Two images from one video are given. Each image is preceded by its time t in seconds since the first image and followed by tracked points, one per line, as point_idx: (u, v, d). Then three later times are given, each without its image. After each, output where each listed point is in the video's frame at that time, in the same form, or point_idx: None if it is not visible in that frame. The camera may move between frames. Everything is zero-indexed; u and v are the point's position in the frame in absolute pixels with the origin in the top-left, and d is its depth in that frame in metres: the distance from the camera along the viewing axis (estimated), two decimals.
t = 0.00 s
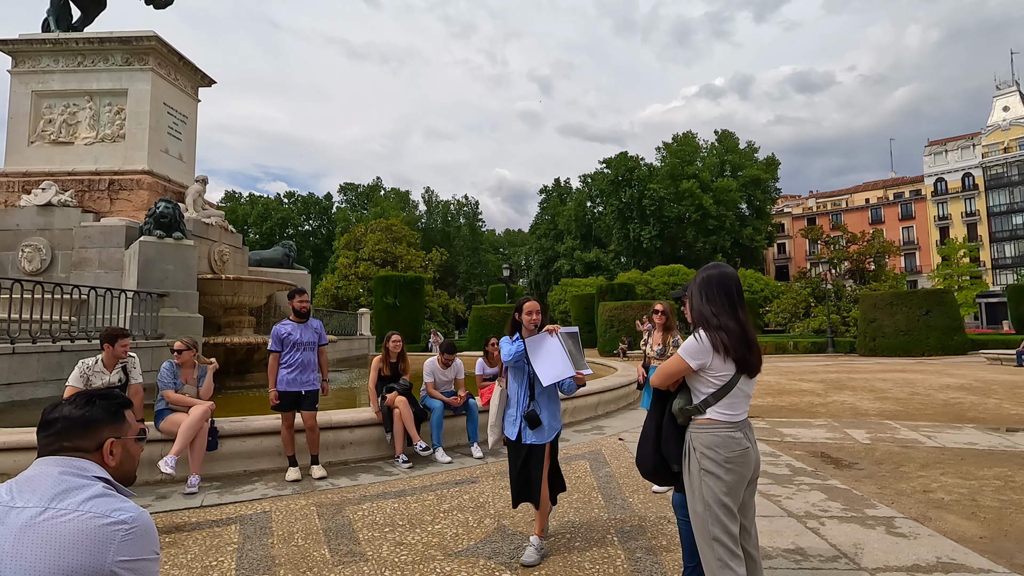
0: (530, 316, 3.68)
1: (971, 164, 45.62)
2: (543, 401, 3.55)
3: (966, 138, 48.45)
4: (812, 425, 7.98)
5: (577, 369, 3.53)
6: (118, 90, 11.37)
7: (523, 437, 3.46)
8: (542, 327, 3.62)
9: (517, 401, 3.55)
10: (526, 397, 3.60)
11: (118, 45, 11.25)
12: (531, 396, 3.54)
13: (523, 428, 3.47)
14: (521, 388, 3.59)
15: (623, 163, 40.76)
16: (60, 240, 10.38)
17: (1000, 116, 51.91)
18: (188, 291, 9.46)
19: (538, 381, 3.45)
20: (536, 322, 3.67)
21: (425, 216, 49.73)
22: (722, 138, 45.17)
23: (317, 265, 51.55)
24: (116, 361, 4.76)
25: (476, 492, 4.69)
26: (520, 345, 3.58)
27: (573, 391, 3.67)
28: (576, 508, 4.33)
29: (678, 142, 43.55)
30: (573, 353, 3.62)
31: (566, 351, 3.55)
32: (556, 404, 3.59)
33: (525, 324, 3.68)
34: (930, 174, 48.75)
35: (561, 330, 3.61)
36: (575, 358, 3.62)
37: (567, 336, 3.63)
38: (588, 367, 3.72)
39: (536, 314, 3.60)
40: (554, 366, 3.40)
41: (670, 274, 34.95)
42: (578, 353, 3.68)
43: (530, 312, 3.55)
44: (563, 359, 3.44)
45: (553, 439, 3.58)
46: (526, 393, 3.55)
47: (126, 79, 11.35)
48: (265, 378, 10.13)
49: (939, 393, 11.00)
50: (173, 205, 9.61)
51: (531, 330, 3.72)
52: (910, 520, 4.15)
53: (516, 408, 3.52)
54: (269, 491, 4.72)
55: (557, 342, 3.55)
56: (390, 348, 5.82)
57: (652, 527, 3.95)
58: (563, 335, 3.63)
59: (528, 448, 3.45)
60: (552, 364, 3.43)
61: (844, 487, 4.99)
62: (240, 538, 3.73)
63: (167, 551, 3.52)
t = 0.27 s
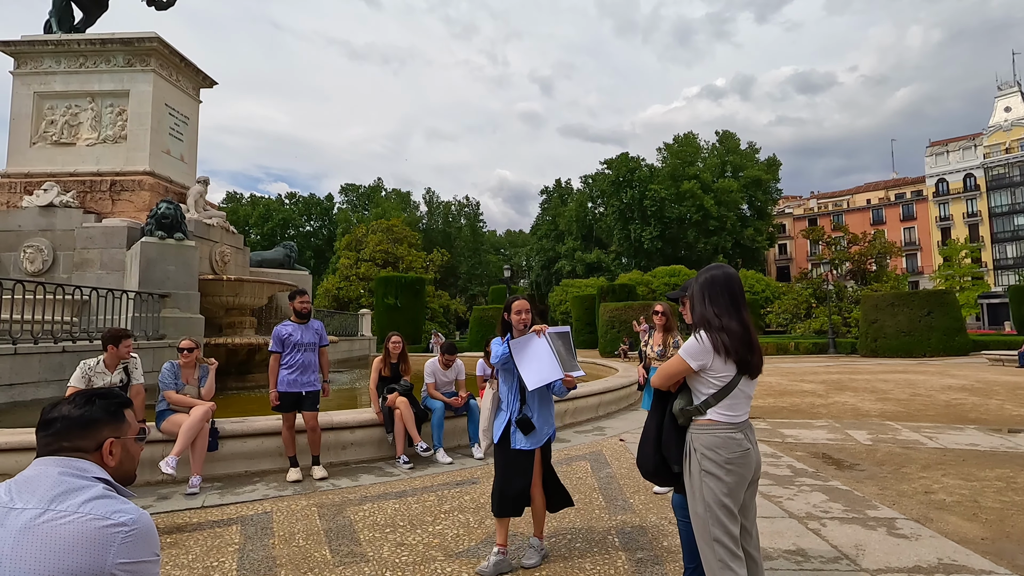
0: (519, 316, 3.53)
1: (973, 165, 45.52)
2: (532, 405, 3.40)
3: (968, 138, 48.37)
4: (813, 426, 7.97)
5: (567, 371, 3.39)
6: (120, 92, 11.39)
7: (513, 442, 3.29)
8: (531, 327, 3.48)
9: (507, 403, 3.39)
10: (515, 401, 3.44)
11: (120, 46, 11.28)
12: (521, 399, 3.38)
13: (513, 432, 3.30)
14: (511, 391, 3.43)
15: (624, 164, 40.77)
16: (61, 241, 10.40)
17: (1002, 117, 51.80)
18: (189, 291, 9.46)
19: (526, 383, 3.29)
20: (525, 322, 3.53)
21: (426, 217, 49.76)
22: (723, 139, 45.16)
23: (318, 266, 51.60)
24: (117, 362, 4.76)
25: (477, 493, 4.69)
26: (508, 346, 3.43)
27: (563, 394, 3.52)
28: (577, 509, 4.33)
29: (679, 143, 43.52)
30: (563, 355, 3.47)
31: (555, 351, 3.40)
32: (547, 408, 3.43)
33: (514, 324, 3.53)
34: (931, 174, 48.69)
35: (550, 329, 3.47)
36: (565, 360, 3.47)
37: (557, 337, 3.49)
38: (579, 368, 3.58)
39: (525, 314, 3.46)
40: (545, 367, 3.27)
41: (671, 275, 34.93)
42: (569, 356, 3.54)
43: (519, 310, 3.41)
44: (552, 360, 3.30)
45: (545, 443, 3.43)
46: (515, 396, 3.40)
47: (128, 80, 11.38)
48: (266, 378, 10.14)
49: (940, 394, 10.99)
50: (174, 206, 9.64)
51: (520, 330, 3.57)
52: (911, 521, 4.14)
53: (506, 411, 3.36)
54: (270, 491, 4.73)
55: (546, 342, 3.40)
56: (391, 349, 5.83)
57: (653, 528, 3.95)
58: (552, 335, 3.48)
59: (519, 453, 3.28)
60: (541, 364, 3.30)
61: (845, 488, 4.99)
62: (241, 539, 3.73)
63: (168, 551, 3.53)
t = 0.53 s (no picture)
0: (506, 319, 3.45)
1: (975, 166, 45.37)
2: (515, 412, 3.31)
3: (970, 139, 48.28)
4: (816, 427, 7.96)
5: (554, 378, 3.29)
6: (123, 93, 11.42)
7: (494, 450, 3.22)
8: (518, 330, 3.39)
9: (489, 409, 3.32)
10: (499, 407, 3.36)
11: (123, 48, 11.31)
12: (504, 405, 3.30)
13: (494, 440, 3.22)
14: (494, 396, 3.36)
15: (625, 164, 40.77)
16: (64, 242, 10.44)
17: (1005, 117, 51.67)
18: (191, 293, 9.49)
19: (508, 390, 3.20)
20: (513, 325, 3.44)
21: (427, 218, 49.78)
22: (725, 140, 45.14)
23: (320, 267, 51.67)
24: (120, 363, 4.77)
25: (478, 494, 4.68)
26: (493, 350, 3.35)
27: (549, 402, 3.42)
28: (578, 510, 4.33)
29: (681, 144, 43.49)
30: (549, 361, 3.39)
31: (541, 357, 3.31)
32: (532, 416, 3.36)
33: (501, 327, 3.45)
34: (934, 175, 48.57)
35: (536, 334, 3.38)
36: (552, 366, 3.38)
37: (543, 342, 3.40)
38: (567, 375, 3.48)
39: (511, 318, 3.37)
40: (529, 374, 3.16)
41: (673, 276, 34.91)
42: (557, 362, 3.43)
43: (505, 314, 3.31)
44: (537, 366, 3.20)
45: (526, 451, 3.35)
46: (498, 402, 3.33)
47: (130, 81, 11.41)
48: (268, 379, 10.16)
49: (943, 396, 10.95)
50: (176, 207, 9.67)
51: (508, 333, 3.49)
52: (914, 522, 4.13)
53: (488, 417, 3.30)
54: (272, 492, 4.73)
55: (532, 348, 3.31)
56: (392, 350, 5.84)
57: (655, 529, 3.95)
58: (539, 340, 3.39)
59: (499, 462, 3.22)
60: (525, 372, 3.19)
61: (847, 489, 4.98)
62: (243, 540, 3.74)
63: (170, 551, 3.53)
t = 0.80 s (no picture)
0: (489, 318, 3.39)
1: (979, 166, 45.21)
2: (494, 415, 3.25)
3: (974, 139, 48.13)
4: (819, 428, 7.95)
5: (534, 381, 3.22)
6: (126, 95, 11.47)
7: (472, 454, 3.17)
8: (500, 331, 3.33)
9: (468, 411, 3.26)
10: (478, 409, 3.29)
11: (127, 50, 11.36)
12: (483, 408, 3.24)
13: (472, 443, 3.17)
14: (473, 397, 3.29)
15: (627, 165, 40.75)
16: (68, 243, 10.47)
17: (1008, 117, 51.48)
18: (194, 294, 9.51)
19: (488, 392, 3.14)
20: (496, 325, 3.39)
21: (430, 219, 49.84)
22: (727, 140, 45.10)
23: (322, 268, 51.78)
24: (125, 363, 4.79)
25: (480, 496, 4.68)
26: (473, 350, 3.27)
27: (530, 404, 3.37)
28: (581, 511, 4.32)
29: (683, 144, 43.46)
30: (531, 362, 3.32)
31: (522, 359, 3.24)
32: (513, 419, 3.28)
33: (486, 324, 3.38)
34: (937, 175, 48.42)
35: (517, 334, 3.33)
36: (535, 369, 3.31)
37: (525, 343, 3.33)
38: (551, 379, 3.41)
39: (493, 316, 3.31)
40: (508, 377, 3.10)
41: (675, 277, 34.90)
42: (538, 364, 3.38)
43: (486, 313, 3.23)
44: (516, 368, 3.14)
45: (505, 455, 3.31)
46: (477, 403, 3.26)
47: (134, 83, 11.45)
48: (271, 380, 10.17)
49: (947, 397, 10.92)
50: (179, 208, 9.70)
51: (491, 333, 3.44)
52: (918, 524, 4.11)
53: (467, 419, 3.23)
54: (274, 493, 4.74)
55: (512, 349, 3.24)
56: (394, 351, 5.85)
57: (658, 530, 3.94)
58: (520, 340, 3.32)
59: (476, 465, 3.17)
60: (504, 374, 3.12)
61: (851, 490, 4.97)
62: (246, 541, 3.74)
63: (174, 552, 3.54)
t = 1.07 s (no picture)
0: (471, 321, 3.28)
1: (985, 166, 44.98)
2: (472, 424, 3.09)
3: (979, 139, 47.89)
4: (823, 429, 7.92)
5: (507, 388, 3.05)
6: (131, 97, 11.53)
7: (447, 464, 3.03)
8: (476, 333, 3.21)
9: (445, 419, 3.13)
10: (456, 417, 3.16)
11: (132, 52, 11.41)
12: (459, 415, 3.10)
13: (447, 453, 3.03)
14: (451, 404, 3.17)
15: (631, 166, 40.71)
16: (74, 245, 10.52)
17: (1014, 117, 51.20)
18: (198, 295, 9.55)
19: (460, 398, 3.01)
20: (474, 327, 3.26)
21: (433, 220, 49.91)
22: (731, 141, 45.00)
23: (326, 269, 51.92)
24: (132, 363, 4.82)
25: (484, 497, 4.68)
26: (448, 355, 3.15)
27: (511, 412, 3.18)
28: (584, 513, 4.32)
29: (686, 145, 43.41)
30: (509, 367, 3.16)
31: (495, 363, 3.09)
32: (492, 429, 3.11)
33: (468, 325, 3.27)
34: (942, 176, 48.21)
35: (493, 337, 3.18)
36: (511, 375, 3.14)
37: (501, 347, 3.17)
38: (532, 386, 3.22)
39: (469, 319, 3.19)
40: (478, 382, 2.96)
41: (679, 278, 34.85)
42: (518, 369, 3.19)
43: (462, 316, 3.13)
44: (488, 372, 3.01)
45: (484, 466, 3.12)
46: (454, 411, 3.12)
47: (139, 85, 11.51)
48: (274, 381, 10.20)
49: (953, 398, 10.86)
50: (184, 210, 9.68)
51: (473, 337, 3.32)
52: (923, 526, 4.09)
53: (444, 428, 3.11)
54: (278, 493, 4.75)
55: (485, 353, 3.10)
56: (398, 352, 5.85)
57: (662, 532, 3.93)
58: (495, 344, 3.15)
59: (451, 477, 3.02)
60: (474, 380, 2.99)
61: (856, 492, 4.94)
62: (250, 541, 3.74)
63: (178, 553, 3.55)
